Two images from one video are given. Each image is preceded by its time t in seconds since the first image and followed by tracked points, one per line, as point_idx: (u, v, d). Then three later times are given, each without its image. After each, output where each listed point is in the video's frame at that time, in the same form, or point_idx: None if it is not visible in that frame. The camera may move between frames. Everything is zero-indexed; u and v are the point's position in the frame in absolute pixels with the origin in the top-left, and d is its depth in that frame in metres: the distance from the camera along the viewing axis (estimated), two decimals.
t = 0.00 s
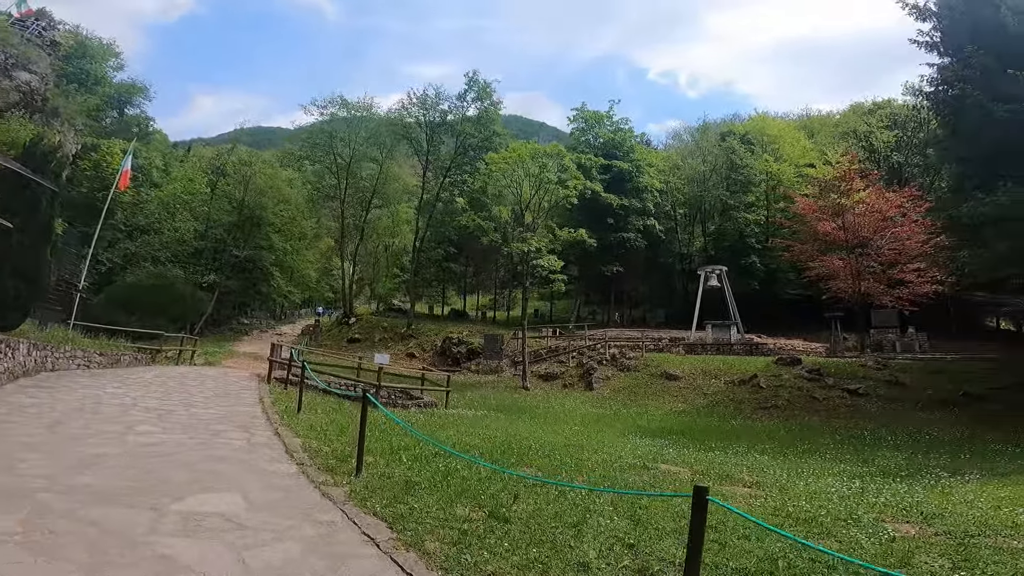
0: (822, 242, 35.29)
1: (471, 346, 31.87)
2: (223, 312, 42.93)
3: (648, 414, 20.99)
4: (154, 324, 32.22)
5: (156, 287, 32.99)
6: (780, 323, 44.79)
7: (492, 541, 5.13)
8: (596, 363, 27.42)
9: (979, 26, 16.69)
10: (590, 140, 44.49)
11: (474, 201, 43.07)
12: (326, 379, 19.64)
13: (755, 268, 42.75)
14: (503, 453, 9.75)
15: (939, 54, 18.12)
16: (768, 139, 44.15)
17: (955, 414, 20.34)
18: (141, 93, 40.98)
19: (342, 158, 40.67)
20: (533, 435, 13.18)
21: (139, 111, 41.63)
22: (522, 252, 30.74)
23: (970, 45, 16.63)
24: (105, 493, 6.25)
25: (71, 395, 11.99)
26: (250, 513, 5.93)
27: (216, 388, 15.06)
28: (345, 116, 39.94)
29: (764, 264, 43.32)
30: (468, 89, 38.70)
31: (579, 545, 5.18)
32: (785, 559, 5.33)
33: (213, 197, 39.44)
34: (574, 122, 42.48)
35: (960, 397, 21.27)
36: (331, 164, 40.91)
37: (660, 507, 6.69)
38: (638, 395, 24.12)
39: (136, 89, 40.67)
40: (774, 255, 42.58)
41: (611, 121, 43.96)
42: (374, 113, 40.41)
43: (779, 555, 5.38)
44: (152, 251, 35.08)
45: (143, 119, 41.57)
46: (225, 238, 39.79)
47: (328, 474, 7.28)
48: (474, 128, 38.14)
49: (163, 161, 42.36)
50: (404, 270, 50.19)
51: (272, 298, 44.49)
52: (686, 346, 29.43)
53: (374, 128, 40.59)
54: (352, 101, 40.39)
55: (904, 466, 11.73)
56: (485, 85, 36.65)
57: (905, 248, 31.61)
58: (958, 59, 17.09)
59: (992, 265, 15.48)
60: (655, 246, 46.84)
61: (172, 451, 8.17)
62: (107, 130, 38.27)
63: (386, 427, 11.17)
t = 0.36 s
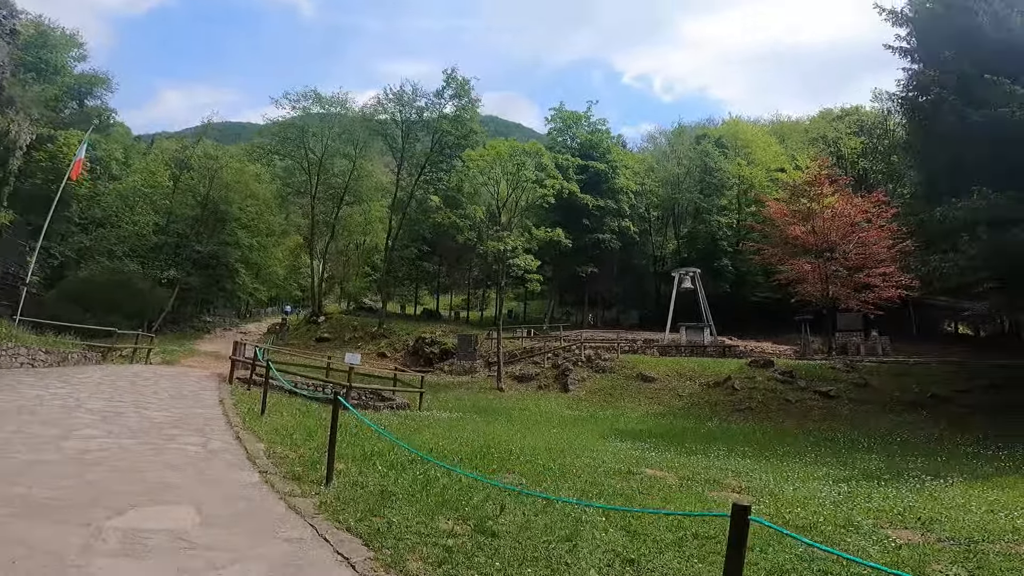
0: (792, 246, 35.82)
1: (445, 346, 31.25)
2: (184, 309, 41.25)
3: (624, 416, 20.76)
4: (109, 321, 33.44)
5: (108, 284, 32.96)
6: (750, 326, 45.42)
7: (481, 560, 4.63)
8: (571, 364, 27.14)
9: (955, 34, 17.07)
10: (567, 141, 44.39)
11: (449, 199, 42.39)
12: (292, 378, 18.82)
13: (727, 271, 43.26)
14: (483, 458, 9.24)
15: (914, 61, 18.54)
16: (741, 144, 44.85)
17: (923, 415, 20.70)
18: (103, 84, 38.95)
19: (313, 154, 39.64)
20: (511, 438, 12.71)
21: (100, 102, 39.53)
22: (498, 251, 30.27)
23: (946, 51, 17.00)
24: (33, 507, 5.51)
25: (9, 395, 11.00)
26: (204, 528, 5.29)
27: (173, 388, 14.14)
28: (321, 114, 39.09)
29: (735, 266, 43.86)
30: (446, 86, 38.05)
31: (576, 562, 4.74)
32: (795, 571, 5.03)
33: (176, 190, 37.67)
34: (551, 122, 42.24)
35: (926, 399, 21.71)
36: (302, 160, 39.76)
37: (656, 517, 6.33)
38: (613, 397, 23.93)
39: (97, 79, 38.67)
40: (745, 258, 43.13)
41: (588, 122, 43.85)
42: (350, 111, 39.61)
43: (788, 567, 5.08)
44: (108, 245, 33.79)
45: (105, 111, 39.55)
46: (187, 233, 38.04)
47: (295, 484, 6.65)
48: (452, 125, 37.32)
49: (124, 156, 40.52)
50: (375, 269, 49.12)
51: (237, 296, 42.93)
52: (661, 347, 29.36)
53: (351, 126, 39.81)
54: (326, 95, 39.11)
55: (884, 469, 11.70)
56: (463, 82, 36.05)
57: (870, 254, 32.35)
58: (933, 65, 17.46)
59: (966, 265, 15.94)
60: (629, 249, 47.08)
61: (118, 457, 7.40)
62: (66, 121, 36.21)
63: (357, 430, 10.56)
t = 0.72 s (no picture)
0: (762, 251, 36.37)
1: (417, 347, 30.61)
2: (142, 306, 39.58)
3: (599, 419, 20.59)
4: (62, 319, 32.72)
5: (68, 281, 32.17)
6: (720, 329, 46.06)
7: None
8: (545, 366, 26.89)
9: (928, 42, 17.59)
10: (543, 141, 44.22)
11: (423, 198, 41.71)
12: (257, 379, 18.03)
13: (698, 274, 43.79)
14: (461, 465, 8.83)
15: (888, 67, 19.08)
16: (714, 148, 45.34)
17: (889, 418, 21.16)
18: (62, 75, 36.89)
19: (283, 149, 38.40)
20: (487, 443, 12.32)
21: (59, 94, 37.42)
22: (473, 250, 29.81)
23: (919, 57, 17.53)
24: None
25: None
26: (155, 547, 4.75)
27: (127, 390, 13.28)
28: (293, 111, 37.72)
29: (706, 270, 44.43)
30: (423, 84, 37.40)
31: None
32: None
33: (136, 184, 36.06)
34: (528, 123, 42.03)
35: (891, 401, 22.22)
36: (271, 155, 38.51)
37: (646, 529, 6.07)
38: (588, 400, 23.76)
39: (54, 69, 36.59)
40: (716, 262, 43.72)
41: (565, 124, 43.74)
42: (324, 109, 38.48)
43: None
44: (60, 240, 31.51)
45: (64, 102, 37.40)
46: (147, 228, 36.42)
47: (258, 497, 6.12)
48: (429, 123, 36.54)
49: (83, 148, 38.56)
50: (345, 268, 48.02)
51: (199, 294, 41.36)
52: (635, 350, 29.36)
53: (323, 123, 38.84)
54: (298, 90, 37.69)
55: (859, 473, 11.74)
56: (440, 81, 35.47)
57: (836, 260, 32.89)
58: (906, 71, 17.98)
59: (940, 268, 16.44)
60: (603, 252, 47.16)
61: (59, 466, 6.74)
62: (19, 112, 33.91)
63: (327, 435, 10.02)
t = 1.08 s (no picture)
0: (734, 257, 36.77)
1: (390, 350, 29.88)
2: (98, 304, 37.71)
3: (576, 424, 20.32)
4: (10, 316, 31.46)
5: (20, 277, 30.64)
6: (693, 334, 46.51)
7: None
8: (521, 370, 26.53)
9: (906, 50, 18.21)
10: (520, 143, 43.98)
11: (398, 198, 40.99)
12: (220, 382, 17.14)
13: (671, 279, 44.20)
14: (443, 474, 8.39)
15: (867, 76, 19.66)
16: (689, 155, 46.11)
17: (858, 422, 21.53)
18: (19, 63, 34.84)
19: (253, 146, 37.03)
20: (466, 449, 11.87)
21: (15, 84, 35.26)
22: (449, 252, 29.26)
23: (896, 66, 18.18)
24: None
25: None
26: (107, 570, 4.21)
27: (78, 393, 12.36)
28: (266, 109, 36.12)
29: (679, 275, 44.89)
30: (401, 83, 36.74)
31: None
32: None
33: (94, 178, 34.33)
34: (505, 125, 41.76)
35: (860, 406, 22.62)
36: (240, 152, 37.14)
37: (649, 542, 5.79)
38: (565, 405, 23.51)
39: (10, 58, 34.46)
40: (689, 268, 44.16)
41: (542, 127, 43.61)
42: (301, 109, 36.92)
43: None
44: (13, 237, 28.87)
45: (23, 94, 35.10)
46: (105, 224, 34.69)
47: (228, 510, 5.60)
48: (407, 123, 35.90)
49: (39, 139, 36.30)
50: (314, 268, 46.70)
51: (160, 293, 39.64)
52: (610, 354, 29.19)
53: (296, 122, 37.39)
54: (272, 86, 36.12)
55: (840, 478, 11.73)
56: (418, 80, 34.91)
57: (805, 267, 33.46)
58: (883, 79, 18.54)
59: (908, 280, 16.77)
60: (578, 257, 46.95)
61: None
62: None
63: (298, 442, 9.43)
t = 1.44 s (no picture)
0: (710, 265, 37.09)
1: (364, 355, 29.20)
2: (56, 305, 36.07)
3: (555, 433, 20.04)
4: None
5: None
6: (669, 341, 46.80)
7: None
8: (499, 377, 26.15)
9: (885, 61, 19.25)
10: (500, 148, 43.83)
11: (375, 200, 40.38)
12: (185, 389, 16.33)
13: (648, 287, 44.44)
14: (427, 487, 8.02)
15: (848, 87, 20.42)
16: (667, 164, 46.88)
17: (833, 429, 21.78)
18: None
19: (226, 146, 36.02)
20: (448, 460, 11.47)
21: None
22: (428, 257, 28.79)
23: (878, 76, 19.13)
24: None
25: None
26: None
27: (30, 401, 11.54)
28: (240, 112, 35.49)
29: (655, 283, 45.22)
30: (382, 84, 36.21)
31: None
32: None
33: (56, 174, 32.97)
34: (486, 130, 41.57)
35: (834, 414, 22.93)
36: (212, 151, 36.07)
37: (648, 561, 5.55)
38: (544, 412, 23.27)
39: None
40: (665, 276, 44.49)
41: (523, 132, 43.56)
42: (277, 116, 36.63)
43: None
44: None
45: None
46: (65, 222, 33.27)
47: (196, 532, 5.12)
48: (387, 125, 35.37)
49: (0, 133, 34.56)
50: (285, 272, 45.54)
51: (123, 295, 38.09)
52: (588, 361, 28.98)
53: (273, 122, 36.69)
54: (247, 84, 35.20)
55: (822, 487, 11.67)
56: (399, 82, 34.44)
57: (778, 276, 33.93)
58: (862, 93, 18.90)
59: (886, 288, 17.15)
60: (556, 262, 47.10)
61: None
62: None
63: (272, 454, 8.92)
